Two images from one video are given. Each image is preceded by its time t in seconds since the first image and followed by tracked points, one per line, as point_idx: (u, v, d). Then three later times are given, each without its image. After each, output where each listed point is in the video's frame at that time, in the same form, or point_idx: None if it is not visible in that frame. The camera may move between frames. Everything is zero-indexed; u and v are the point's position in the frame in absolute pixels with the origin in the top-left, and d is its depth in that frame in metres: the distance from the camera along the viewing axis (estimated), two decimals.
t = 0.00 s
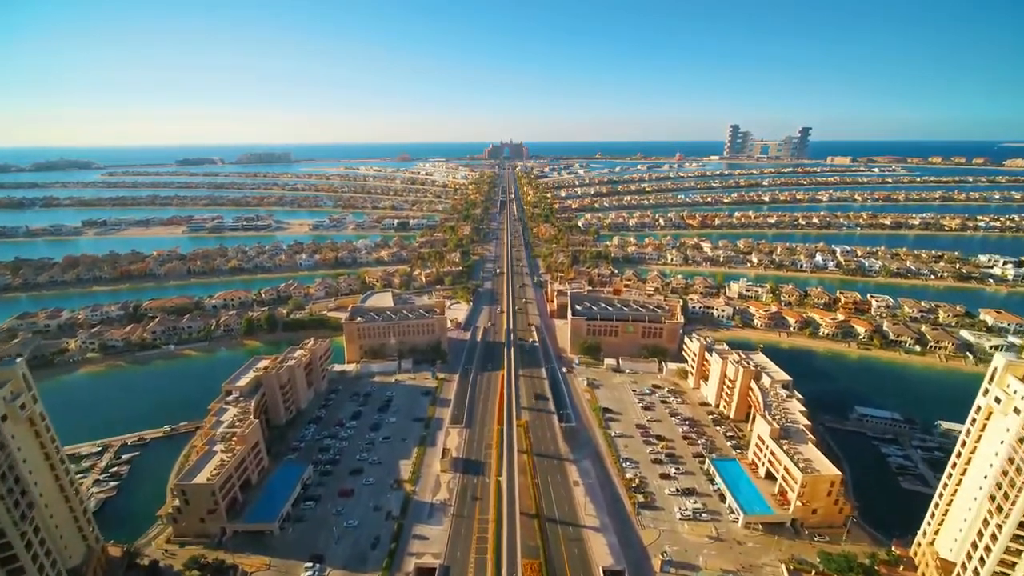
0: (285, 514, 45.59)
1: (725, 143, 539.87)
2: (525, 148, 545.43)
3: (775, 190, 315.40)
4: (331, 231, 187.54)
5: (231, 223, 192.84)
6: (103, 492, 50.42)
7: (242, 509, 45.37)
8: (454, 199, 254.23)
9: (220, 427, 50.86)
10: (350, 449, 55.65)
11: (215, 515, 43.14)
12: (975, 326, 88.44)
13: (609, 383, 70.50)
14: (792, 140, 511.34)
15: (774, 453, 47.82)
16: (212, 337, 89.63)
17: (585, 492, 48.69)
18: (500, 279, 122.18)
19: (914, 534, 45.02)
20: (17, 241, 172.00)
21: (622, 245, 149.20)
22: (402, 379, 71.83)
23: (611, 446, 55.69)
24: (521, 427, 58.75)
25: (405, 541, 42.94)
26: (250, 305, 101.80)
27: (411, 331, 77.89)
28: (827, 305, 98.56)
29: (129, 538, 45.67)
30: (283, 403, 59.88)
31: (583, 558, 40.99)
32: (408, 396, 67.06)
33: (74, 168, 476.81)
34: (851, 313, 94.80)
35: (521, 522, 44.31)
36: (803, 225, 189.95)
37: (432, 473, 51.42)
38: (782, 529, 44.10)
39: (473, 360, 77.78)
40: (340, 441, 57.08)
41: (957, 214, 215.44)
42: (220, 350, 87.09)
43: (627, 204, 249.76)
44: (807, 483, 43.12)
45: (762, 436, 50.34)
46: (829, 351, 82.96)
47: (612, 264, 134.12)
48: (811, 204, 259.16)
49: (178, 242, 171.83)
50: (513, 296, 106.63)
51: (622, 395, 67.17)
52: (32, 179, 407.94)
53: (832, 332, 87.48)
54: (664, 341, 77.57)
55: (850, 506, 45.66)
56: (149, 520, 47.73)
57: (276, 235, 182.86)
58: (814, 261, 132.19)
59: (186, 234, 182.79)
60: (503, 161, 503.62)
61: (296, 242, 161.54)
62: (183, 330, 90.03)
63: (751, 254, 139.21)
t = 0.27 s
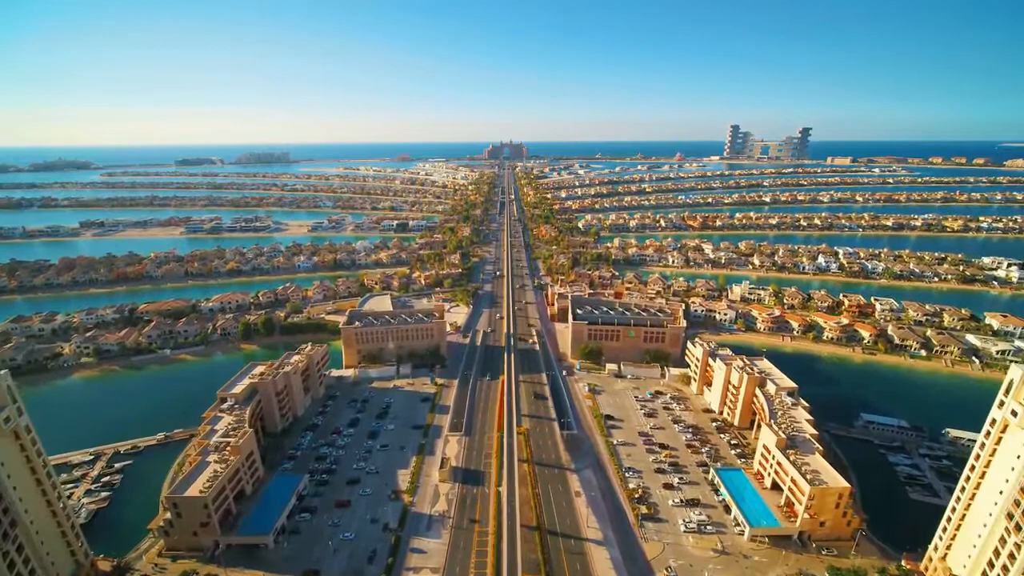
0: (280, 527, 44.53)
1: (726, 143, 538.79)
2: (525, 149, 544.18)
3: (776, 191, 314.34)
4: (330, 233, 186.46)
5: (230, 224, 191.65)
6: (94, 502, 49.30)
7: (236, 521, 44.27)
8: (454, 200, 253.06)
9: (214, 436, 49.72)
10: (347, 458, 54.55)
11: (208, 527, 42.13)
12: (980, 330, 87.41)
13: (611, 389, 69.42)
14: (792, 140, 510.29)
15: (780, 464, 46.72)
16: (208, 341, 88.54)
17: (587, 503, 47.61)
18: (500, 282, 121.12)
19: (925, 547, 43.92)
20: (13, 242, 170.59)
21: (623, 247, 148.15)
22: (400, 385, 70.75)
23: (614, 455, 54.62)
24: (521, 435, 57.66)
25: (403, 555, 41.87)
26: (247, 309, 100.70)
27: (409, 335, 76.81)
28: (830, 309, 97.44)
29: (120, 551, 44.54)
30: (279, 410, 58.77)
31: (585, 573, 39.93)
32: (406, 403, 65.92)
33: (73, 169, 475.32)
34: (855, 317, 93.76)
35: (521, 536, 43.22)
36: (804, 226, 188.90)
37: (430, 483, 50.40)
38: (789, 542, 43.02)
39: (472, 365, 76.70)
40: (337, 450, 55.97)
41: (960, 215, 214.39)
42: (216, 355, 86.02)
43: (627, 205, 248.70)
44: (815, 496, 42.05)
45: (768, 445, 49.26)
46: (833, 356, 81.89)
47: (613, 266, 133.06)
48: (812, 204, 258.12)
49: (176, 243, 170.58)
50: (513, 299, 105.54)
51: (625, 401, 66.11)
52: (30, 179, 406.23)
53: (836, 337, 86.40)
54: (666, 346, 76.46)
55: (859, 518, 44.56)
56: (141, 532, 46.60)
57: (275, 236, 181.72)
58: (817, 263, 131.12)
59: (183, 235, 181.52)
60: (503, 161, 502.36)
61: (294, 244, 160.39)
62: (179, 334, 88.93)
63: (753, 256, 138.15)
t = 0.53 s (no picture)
0: (275, 540, 43.48)
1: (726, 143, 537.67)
2: (524, 149, 542.82)
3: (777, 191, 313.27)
4: (329, 234, 185.29)
5: (228, 225, 190.41)
6: (84, 513, 48.21)
7: (230, 533, 43.21)
8: (453, 200, 251.83)
9: (207, 446, 48.63)
10: (344, 468, 53.43)
11: (200, 541, 41.07)
12: (986, 334, 86.37)
13: (612, 395, 68.32)
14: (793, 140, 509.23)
15: (786, 475, 45.64)
16: (205, 345, 87.41)
17: (589, 515, 46.51)
18: (500, 284, 119.97)
19: (936, 561, 42.86)
20: (9, 244, 169.18)
21: (624, 249, 147.00)
22: (398, 391, 69.66)
23: (616, 464, 53.54)
24: (522, 444, 56.54)
25: (400, 570, 40.77)
26: (244, 312, 99.59)
27: (408, 340, 75.71)
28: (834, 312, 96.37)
29: (110, 566, 43.43)
30: (275, 418, 57.60)
31: None
32: (404, 410, 64.81)
33: (71, 169, 473.78)
34: (858, 320, 92.70)
35: (521, 549, 42.12)
36: (806, 228, 187.76)
37: (429, 494, 49.35)
38: (795, 556, 41.96)
39: (471, 370, 75.61)
40: (333, 459, 54.86)
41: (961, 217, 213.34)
42: (212, 359, 84.93)
43: (628, 206, 247.58)
44: (823, 509, 40.99)
45: (774, 455, 48.15)
46: (837, 360, 80.82)
47: (614, 268, 131.93)
48: (813, 205, 257.03)
49: (174, 245, 169.34)
50: (513, 302, 104.41)
51: (627, 408, 65.01)
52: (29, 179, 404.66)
53: (840, 341, 85.34)
54: (669, 351, 75.35)
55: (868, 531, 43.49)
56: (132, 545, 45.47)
57: (273, 237, 180.52)
58: (819, 265, 130.04)
59: (181, 236, 180.26)
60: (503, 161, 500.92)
61: (293, 245, 159.17)
62: (175, 338, 87.81)
63: (755, 258, 137.03)
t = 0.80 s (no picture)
0: (269, 553, 42.36)
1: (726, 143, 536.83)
2: (524, 149, 541.63)
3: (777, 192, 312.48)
4: (328, 235, 184.23)
5: (226, 226, 189.39)
6: (74, 525, 47.06)
7: (223, 546, 42.16)
8: (453, 201, 250.83)
9: (200, 456, 47.54)
10: (341, 478, 52.34)
11: (192, 556, 39.95)
12: (991, 338, 85.36)
13: (614, 401, 67.27)
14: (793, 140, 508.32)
15: (793, 486, 44.59)
16: (201, 350, 86.34)
17: (591, 527, 45.43)
18: (499, 286, 118.95)
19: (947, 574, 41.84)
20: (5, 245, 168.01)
21: (625, 250, 145.97)
22: (397, 397, 68.61)
23: (618, 474, 52.48)
24: (521, 452, 55.47)
25: None
26: (241, 315, 98.52)
27: (406, 345, 74.65)
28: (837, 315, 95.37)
29: None
30: (270, 426, 56.48)
31: None
32: (403, 416, 63.77)
33: (70, 169, 472.81)
34: (862, 324, 91.71)
35: (521, 563, 41.02)
36: (807, 229, 186.81)
37: (427, 505, 48.27)
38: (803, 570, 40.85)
39: (471, 376, 74.55)
40: (330, 468, 53.77)
41: (963, 218, 212.41)
42: (208, 364, 83.85)
43: (628, 206, 246.72)
44: (831, 522, 39.90)
45: (780, 465, 47.06)
46: (841, 365, 79.80)
47: (614, 271, 131.00)
48: (814, 206, 256.17)
49: (171, 246, 168.31)
50: (513, 305, 103.39)
51: (629, 415, 63.95)
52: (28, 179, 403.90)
53: (844, 345, 84.35)
54: (671, 356, 74.30)
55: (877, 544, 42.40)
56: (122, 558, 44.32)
57: (272, 239, 179.53)
58: (821, 267, 129.06)
59: (179, 237, 179.24)
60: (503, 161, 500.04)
61: (291, 247, 158.13)
62: (171, 343, 86.76)
63: (756, 260, 136.09)
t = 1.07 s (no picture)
0: (263, 567, 41.29)
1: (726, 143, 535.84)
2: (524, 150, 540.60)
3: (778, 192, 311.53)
4: (327, 236, 183.25)
5: (225, 227, 188.40)
6: (63, 537, 45.95)
7: (216, 560, 41.07)
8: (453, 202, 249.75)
9: (193, 467, 46.48)
10: (337, 488, 51.23)
11: (183, 571, 38.86)
12: (997, 342, 84.24)
13: (616, 407, 66.17)
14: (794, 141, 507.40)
15: (800, 498, 43.55)
16: (197, 354, 85.29)
17: (593, 539, 44.35)
18: (499, 289, 117.81)
19: None
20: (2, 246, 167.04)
21: (626, 252, 144.88)
22: (395, 403, 67.52)
23: (620, 484, 51.35)
24: (522, 461, 54.35)
25: None
26: (238, 318, 97.43)
27: (405, 350, 73.56)
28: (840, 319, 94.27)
29: None
30: (265, 434, 55.36)
31: None
32: (401, 423, 62.70)
33: (69, 169, 472.25)
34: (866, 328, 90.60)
35: None
36: (809, 230, 185.80)
37: (425, 516, 47.22)
38: None
39: (470, 381, 73.43)
40: (326, 477, 52.68)
41: (965, 219, 211.26)
42: (204, 368, 82.73)
43: (628, 207, 245.78)
44: (840, 537, 38.78)
45: (786, 477, 45.98)
46: (846, 370, 78.71)
47: (615, 273, 129.86)
48: (815, 207, 255.11)
49: (169, 247, 167.31)
50: (513, 308, 102.25)
51: (631, 422, 62.87)
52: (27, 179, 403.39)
53: (848, 349, 83.27)
54: (673, 361, 73.20)
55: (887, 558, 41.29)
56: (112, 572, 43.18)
57: (271, 240, 178.56)
58: (824, 269, 127.97)
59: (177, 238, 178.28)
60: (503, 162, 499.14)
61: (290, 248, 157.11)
62: (167, 347, 85.72)
63: (758, 262, 134.98)
